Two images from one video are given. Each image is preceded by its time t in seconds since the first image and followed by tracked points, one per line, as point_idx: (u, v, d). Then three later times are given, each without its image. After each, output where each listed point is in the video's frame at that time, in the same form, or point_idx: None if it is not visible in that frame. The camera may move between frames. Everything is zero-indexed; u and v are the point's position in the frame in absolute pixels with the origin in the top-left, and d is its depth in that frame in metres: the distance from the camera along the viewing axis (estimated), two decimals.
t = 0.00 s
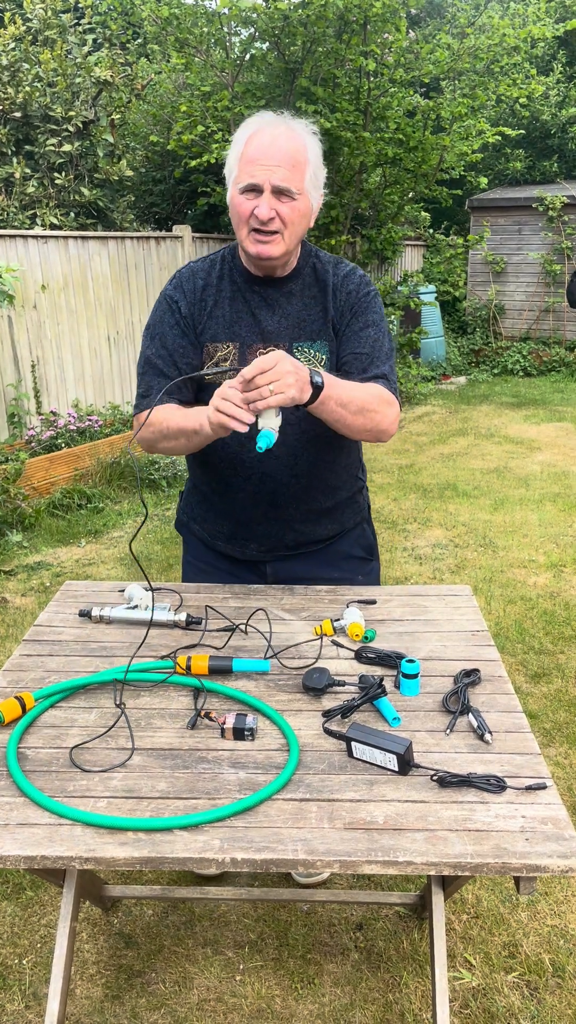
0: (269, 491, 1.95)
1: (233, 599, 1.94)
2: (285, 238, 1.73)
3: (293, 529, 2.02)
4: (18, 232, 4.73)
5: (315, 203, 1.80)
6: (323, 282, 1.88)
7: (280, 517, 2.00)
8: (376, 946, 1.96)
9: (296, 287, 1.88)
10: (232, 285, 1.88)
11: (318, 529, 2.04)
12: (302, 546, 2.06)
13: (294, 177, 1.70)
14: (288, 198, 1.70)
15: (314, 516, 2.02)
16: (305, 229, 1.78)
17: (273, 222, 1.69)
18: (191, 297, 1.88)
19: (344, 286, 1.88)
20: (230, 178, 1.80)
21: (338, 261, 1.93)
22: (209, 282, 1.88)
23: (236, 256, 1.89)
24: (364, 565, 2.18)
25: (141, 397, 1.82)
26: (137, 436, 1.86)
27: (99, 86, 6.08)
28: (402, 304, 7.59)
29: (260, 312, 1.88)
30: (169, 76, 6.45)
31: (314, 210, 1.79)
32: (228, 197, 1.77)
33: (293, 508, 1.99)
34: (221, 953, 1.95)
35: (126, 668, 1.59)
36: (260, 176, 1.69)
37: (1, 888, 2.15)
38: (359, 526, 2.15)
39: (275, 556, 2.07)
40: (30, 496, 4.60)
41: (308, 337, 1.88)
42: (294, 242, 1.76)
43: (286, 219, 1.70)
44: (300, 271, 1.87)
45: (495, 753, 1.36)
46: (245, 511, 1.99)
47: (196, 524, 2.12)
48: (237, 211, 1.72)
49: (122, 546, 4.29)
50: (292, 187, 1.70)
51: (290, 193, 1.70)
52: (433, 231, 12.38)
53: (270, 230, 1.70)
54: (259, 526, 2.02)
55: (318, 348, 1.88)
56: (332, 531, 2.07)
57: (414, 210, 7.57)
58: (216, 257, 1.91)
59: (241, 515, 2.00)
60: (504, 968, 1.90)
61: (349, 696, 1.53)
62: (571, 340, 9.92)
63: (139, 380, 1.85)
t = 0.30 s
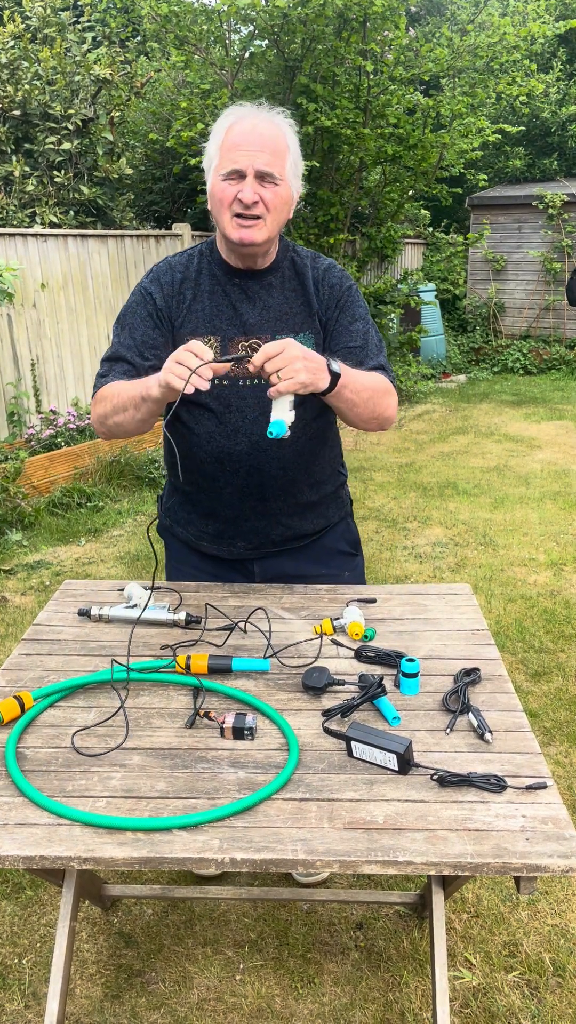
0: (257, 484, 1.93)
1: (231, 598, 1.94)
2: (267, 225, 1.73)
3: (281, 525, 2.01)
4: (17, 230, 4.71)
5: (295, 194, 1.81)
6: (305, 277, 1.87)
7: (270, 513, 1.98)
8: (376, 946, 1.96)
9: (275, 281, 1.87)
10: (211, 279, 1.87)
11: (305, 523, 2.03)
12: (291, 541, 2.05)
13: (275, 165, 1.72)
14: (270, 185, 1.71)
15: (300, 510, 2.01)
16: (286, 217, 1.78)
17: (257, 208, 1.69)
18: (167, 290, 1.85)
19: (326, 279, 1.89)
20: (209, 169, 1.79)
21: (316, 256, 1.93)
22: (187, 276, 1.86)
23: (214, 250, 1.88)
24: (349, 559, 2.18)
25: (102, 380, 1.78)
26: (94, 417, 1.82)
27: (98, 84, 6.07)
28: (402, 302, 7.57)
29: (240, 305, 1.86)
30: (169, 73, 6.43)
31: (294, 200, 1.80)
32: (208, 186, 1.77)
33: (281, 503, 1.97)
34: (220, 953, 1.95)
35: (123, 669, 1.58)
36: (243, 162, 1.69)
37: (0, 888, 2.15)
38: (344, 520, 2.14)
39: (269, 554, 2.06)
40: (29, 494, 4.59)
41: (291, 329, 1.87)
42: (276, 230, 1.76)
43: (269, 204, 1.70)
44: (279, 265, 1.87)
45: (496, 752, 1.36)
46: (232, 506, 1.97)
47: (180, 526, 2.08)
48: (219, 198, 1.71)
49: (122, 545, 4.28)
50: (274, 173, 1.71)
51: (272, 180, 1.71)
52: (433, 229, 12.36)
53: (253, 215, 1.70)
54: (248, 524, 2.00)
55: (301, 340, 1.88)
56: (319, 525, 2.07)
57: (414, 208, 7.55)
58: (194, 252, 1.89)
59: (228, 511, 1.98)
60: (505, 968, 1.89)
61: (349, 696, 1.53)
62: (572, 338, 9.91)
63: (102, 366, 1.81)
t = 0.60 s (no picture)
0: (246, 481, 1.93)
1: (231, 597, 1.94)
2: (261, 224, 1.73)
3: (271, 522, 2.01)
4: (17, 229, 4.71)
5: (289, 197, 1.82)
6: (297, 277, 1.88)
7: (260, 511, 1.98)
8: (377, 944, 1.96)
9: (266, 279, 1.87)
10: (201, 277, 1.85)
11: (294, 520, 2.03)
12: (281, 538, 2.05)
13: (273, 165, 1.72)
14: (267, 185, 1.71)
15: (290, 507, 2.01)
16: (279, 218, 1.79)
17: (252, 206, 1.69)
18: (158, 286, 1.83)
19: (318, 281, 1.90)
20: (206, 163, 1.79)
21: (306, 257, 1.93)
22: (177, 272, 1.84)
23: (205, 246, 1.87)
24: (340, 556, 2.18)
25: (82, 358, 1.72)
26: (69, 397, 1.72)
27: (98, 83, 6.06)
28: (402, 301, 7.57)
29: (230, 303, 1.85)
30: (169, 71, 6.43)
31: (289, 203, 1.81)
32: (204, 181, 1.76)
33: (270, 500, 1.97)
34: (221, 951, 1.95)
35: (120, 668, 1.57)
36: (242, 160, 1.69)
37: (0, 886, 2.15)
38: (333, 517, 2.15)
39: (261, 551, 2.05)
40: (30, 493, 4.58)
41: (282, 327, 1.87)
42: (268, 230, 1.77)
43: (264, 203, 1.70)
44: (269, 263, 1.87)
45: (496, 750, 1.36)
46: (221, 503, 1.96)
47: (169, 526, 2.06)
48: (215, 193, 1.71)
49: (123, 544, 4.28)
50: (272, 174, 1.71)
51: (269, 181, 1.72)
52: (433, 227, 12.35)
53: (248, 213, 1.70)
54: (237, 521, 1.99)
55: (291, 338, 1.87)
56: (309, 522, 2.07)
57: (414, 206, 7.55)
58: (185, 249, 1.88)
59: (217, 509, 1.97)
60: (505, 966, 1.90)
61: (349, 694, 1.53)
62: (572, 336, 9.90)
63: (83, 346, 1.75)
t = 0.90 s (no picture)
0: (241, 478, 1.93)
1: (232, 595, 1.94)
2: (271, 226, 1.73)
3: (264, 519, 2.01)
4: (17, 228, 4.72)
5: (299, 200, 1.83)
6: (302, 280, 1.88)
7: (255, 507, 1.99)
8: (378, 941, 1.96)
9: (271, 277, 1.87)
10: (206, 273, 1.85)
11: (287, 517, 2.04)
12: (273, 533, 2.06)
13: (287, 169, 1.72)
14: (280, 189, 1.71)
15: (283, 504, 2.02)
16: (288, 221, 1.79)
17: (263, 209, 1.69)
18: (164, 278, 1.83)
19: (324, 287, 1.90)
20: (220, 160, 1.78)
21: (312, 261, 1.93)
22: (183, 266, 1.84)
23: (212, 243, 1.87)
24: (335, 554, 2.19)
25: (82, 312, 1.65)
26: (62, 349, 1.61)
27: (98, 82, 6.06)
28: (403, 300, 7.57)
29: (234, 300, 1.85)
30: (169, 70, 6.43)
31: (299, 207, 1.81)
32: (217, 178, 1.75)
33: (263, 496, 1.98)
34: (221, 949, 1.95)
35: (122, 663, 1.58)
36: (258, 160, 1.69)
37: (1, 884, 2.15)
38: (328, 513, 2.15)
39: (256, 548, 2.06)
40: (30, 492, 4.59)
41: (284, 327, 1.87)
42: (277, 232, 1.77)
43: (275, 207, 1.70)
44: (275, 263, 1.87)
45: (497, 747, 1.36)
46: (214, 499, 1.96)
47: (163, 521, 2.07)
48: (227, 191, 1.70)
49: (123, 543, 4.28)
50: (286, 177, 1.72)
51: (283, 183, 1.72)
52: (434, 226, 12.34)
53: (259, 215, 1.70)
54: (229, 517, 1.99)
55: (293, 339, 1.88)
56: (303, 519, 2.07)
57: (415, 205, 7.54)
58: (192, 243, 1.87)
59: (210, 504, 1.97)
60: (506, 963, 1.90)
61: (348, 691, 1.53)
62: (572, 335, 9.90)
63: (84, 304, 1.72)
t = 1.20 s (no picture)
0: (247, 475, 1.93)
1: (233, 594, 1.94)
2: (269, 231, 1.74)
3: (271, 518, 2.01)
4: (17, 227, 4.73)
5: (296, 196, 1.80)
6: (301, 273, 1.88)
7: (261, 505, 1.98)
8: (378, 940, 1.97)
9: (272, 274, 1.87)
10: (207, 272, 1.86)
11: (293, 514, 2.03)
12: (279, 532, 2.05)
13: (282, 170, 1.70)
14: (276, 191, 1.70)
15: (289, 502, 2.01)
16: (286, 219, 1.78)
17: (260, 214, 1.69)
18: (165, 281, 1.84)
19: (321, 281, 1.90)
20: (215, 163, 1.76)
21: (312, 256, 1.93)
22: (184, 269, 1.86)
23: (212, 243, 1.88)
24: (341, 553, 2.18)
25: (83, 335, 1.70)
26: (74, 374, 1.67)
27: (98, 81, 6.07)
28: (403, 299, 7.57)
29: (235, 299, 1.86)
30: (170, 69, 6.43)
31: (296, 202, 1.80)
32: (213, 183, 1.74)
33: (270, 493, 1.97)
34: (222, 947, 1.96)
35: (126, 662, 1.59)
36: (250, 167, 1.67)
37: (3, 883, 2.15)
38: (334, 513, 2.14)
39: (263, 547, 2.06)
40: (31, 491, 4.59)
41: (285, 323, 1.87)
42: (276, 234, 1.77)
43: (272, 211, 1.70)
44: (276, 261, 1.86)
45: (497, 746, 1.36)
46: (221, 496, 1.96)
47: (171, 519, 2.06)
48: (224, 199, 1.70)
49: (123, 542, 4.29)
50: (281, 181, 1.69)
51: (277, 187, 1.70)
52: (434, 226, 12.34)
53: (257, 222, 1.71)
54: (235, 515, 1.99)
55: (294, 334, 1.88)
56: (309, 518, 2.07)
57: (415, 204, 7.53)
58: (192, 245, 1.88)
59: (216, 502, 1.97)
60: (506, 961, 1.90)
61: (349, 689, 1.53)
62: (572, 334, 9.89)
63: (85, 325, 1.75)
